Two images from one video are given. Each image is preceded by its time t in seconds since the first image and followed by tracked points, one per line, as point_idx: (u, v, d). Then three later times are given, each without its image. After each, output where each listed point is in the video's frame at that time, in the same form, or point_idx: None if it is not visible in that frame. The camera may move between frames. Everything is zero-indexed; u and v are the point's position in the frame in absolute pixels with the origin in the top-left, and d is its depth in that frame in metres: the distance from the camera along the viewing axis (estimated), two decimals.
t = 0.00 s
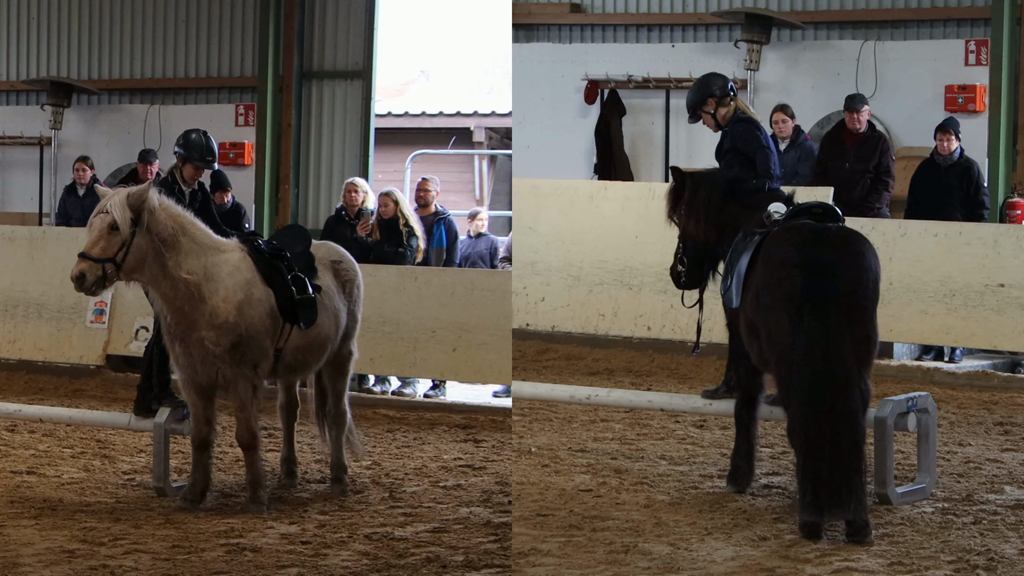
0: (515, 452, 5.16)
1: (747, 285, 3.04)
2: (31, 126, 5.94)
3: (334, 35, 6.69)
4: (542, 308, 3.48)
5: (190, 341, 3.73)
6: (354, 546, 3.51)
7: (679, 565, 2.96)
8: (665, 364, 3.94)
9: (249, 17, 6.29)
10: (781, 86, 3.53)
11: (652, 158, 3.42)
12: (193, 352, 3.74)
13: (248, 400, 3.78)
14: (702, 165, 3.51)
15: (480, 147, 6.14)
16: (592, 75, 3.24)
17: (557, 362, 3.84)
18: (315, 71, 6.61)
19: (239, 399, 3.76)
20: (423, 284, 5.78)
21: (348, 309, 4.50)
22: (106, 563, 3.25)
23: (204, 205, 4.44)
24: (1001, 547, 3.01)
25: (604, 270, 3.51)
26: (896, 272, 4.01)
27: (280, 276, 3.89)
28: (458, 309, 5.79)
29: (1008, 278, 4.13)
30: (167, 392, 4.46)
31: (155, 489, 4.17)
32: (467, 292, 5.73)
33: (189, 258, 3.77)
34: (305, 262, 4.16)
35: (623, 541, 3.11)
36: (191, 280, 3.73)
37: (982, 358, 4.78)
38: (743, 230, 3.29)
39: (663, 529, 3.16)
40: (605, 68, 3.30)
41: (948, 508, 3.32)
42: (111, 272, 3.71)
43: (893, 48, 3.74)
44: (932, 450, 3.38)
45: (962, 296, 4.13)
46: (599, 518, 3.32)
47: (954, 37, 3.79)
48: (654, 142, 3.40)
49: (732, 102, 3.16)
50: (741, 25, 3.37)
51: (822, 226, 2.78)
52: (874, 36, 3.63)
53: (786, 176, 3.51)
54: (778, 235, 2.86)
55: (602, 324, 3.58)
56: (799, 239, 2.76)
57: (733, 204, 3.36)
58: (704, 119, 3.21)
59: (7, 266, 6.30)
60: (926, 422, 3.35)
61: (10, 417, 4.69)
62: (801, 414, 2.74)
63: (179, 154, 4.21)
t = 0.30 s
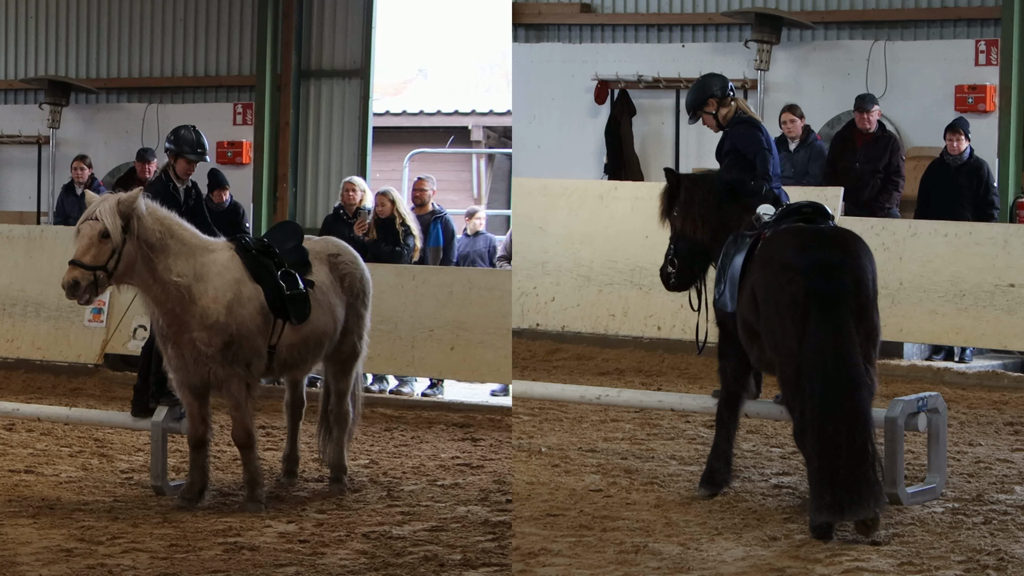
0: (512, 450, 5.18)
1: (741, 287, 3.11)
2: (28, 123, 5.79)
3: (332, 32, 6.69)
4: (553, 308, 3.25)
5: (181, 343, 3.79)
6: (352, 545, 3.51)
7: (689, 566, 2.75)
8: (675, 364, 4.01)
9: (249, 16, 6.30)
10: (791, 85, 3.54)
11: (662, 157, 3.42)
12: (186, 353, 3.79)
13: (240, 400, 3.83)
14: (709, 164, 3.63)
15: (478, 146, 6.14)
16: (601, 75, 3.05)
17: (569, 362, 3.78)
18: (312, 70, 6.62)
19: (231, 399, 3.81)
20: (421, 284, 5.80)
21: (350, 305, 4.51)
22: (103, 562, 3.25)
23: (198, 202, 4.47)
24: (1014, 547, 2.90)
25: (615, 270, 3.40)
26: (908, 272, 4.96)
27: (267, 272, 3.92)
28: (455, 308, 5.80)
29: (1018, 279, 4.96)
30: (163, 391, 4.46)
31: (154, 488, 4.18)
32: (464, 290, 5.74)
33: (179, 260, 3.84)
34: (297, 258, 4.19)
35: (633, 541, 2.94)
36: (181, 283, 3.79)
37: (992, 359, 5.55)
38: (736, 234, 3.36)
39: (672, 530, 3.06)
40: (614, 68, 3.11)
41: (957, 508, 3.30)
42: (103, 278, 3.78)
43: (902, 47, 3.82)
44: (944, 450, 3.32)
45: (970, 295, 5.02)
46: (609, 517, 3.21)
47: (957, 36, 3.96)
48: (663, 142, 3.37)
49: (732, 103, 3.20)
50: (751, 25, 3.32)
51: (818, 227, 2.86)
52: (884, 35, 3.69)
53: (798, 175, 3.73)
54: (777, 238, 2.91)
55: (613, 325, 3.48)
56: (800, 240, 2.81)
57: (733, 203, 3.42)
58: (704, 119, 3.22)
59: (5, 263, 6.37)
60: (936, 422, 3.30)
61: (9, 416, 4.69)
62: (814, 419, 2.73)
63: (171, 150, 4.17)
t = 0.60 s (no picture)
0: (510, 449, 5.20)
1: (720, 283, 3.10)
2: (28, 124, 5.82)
3: (330, 31, 6.75)
4: (562, 308, 3.57)
5: (179, 344, 3.81)
6: (349, 544, 3.52)
7: (699, 566, 2.86)
8: (686, 365, 4.05)
9: (246, 16, 6.31)
10: (801, 87, 3.39)
11: (672, 155, 3.50)
12: (182, 354, 3.81)
13: (237, 399, 3.84)
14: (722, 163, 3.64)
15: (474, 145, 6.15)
16: (613, 75, 3.26)
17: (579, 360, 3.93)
18: (310, 69, 6.71)
19: (228, 398, 3.82)
20: (419, 283, 5.81)
21: (350, 304, 4.50)
22: (101, 561, 3.26)
23: (197, 201, 4.46)
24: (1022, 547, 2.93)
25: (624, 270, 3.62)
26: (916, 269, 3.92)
27: (261, 272, 3.92)
28: (452, 307, 5.77)
29: None
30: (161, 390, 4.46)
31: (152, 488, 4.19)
32: (461, 289, 5.74)
33: (174, 262, 3.85)
34: (292, 256, 4.20)
35: (643, 541, 3.06)
36: (177, 286, 3.80)
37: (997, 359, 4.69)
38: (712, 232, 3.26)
39: (682, 530, 3.12)
40: (622, 68, 3.31)
41: (968, 507, 3.29)
42: (102, 286, 3.75)
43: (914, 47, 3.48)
44: (954, 450, 3.37)
45: (981, 294, 3.98)
46: (619, 517, 3.25)
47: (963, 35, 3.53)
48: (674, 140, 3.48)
49: (738, 103, 3.17)
50: (761, 25, 3.26)
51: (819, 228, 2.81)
52: (895, 36, 3.41)
53: (809, 175, 3.61)
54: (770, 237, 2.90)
55: (622, 324, 3.61)
56: (803, 241, 2.76)
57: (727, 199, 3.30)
58: (709, 117, 3.23)
59: (3, 263, 6.37)
60: (946, 422, 3.37)
61: (8, 416, 4.70)
62: (819, 419, 2.75)
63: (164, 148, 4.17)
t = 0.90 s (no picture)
0: (506, 448, 5.21)
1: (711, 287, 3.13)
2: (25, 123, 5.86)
3: (326, 31, 6.68)
4: (573, 308, 3.50)
5: (175, 344, 3.82)
6: (345, 543, 3.54)
7: (710, 566, 2.79)
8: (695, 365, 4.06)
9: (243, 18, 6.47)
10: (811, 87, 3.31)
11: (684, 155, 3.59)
12: (177, 353, 3.82)
13: (232, 397, 3.87)
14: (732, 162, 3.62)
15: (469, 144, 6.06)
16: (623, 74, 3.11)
17: (590, 362, 3.99)
18: (306, 68, 6.68)
19: (223, 398, 3.85)
20: (415, 282, 5.83)
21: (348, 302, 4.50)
22: (96, 560, 3.27)
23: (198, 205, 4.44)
24: None
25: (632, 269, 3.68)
26: (927, 272, 4.46)
27: (259, 272, 3.94)
28: (448, 306, 5.78)
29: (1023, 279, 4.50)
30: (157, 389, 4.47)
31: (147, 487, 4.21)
32: (457, 288, 5.75)
33: (170, 262, 3.85)
34: (290, 256, 4.23)
35: (654, 541, 2.97)
36: (174, 285, 3.81)
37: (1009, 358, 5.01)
38: (696, 231, 3.33)
39: (692, 530, 3.05)
40: (632, 67, 3.18)
41: (978, 508, 3.31)
42: (101, 288, 3.75)
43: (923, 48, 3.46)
44: (964, 450, 3.42)
45: (990, 296, 4.57)
46: (629, 518, 3.20)
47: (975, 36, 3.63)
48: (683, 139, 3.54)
49: (737, 104, 3.17)
50: (772, 25, 3.13)
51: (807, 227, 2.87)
52: (905, 36, 3.34)
53: (819, 175, 3.53)
54: (765, 238, 2.95)
55: (634, 325, 3.71)
56: (802, 247, 2.82)
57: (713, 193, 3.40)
58: (710, 118, 3.22)
59: None
60: (957, 423, 3.43)
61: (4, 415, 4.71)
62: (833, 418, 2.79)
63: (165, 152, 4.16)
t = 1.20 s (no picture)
0: (503, 447, 5.23)
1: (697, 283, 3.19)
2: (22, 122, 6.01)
3: (322, 28, 6.64)
4: (584, 308, 3.54)
5: (171, 344, 3.82)
6: (341, 541, 3.56)
7: (720, 566, 2.73)
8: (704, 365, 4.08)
9: (237, 17, 6.43)
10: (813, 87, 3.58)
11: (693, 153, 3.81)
12: (174, 352, 3.82)
13: (229, 397, 3.86)
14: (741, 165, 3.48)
15: (466, 143, 5.98)
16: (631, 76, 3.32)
17: (601, 361, 3.94)
18: (300, 68, 6.62)
19: (219, 397, 3.84)
20: (411, 280, 5.83)
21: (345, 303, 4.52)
22: (91, 558, 3.28)
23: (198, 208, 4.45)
24: None
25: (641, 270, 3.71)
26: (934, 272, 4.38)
27: (256, 271, 3.96)
28: (445, 304, 5.79)
29: None
30: (154, 388, 4.50)
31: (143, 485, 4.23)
32: (451, 288, 5.76)
33: (169, 261, 3.86)
34: (287, 256, 4.23)
35: (663, 541, 2.92)
36: (172, 284, 3.81)
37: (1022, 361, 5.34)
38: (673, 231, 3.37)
39: (702, 530, 3.02)
40: (643, 68, 3.47)
41: (988, 508, 3.32)
42: (102, 286, 3.76)
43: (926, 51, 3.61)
44: (974, 450, 3.44)
45: (1001, 297, 5.09)
46: (639, 518, 3.17)
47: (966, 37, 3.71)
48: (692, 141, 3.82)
49: (724, 105, 3.33)
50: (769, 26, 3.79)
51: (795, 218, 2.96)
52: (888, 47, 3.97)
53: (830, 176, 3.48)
54: (754, 229, 3.03)
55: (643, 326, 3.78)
56: (795, 238, 2.91)
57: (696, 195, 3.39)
58: (699, 116, 3.40)
59: None
60: (967, 422, 3.45)
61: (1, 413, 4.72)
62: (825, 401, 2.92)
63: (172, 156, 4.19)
